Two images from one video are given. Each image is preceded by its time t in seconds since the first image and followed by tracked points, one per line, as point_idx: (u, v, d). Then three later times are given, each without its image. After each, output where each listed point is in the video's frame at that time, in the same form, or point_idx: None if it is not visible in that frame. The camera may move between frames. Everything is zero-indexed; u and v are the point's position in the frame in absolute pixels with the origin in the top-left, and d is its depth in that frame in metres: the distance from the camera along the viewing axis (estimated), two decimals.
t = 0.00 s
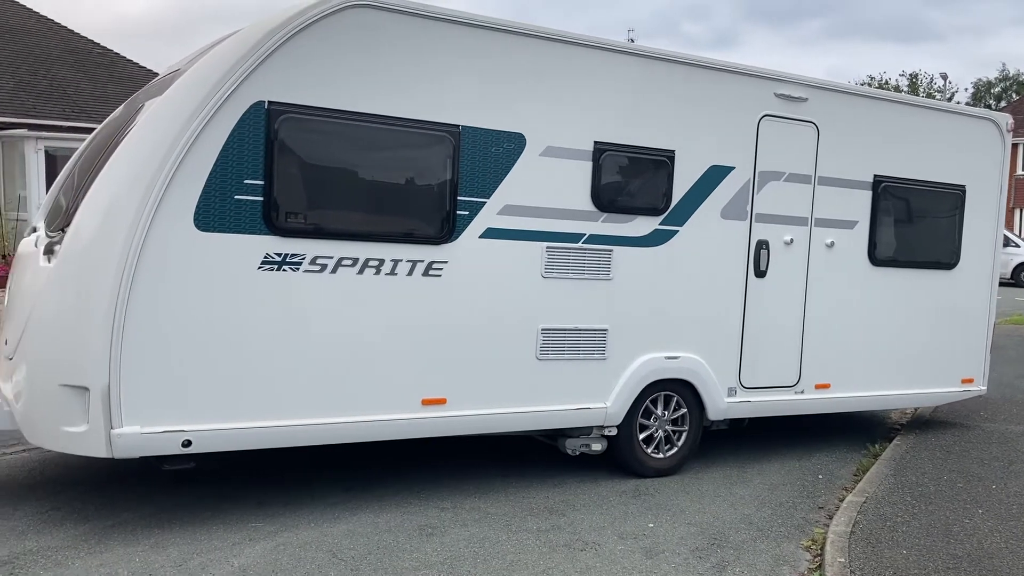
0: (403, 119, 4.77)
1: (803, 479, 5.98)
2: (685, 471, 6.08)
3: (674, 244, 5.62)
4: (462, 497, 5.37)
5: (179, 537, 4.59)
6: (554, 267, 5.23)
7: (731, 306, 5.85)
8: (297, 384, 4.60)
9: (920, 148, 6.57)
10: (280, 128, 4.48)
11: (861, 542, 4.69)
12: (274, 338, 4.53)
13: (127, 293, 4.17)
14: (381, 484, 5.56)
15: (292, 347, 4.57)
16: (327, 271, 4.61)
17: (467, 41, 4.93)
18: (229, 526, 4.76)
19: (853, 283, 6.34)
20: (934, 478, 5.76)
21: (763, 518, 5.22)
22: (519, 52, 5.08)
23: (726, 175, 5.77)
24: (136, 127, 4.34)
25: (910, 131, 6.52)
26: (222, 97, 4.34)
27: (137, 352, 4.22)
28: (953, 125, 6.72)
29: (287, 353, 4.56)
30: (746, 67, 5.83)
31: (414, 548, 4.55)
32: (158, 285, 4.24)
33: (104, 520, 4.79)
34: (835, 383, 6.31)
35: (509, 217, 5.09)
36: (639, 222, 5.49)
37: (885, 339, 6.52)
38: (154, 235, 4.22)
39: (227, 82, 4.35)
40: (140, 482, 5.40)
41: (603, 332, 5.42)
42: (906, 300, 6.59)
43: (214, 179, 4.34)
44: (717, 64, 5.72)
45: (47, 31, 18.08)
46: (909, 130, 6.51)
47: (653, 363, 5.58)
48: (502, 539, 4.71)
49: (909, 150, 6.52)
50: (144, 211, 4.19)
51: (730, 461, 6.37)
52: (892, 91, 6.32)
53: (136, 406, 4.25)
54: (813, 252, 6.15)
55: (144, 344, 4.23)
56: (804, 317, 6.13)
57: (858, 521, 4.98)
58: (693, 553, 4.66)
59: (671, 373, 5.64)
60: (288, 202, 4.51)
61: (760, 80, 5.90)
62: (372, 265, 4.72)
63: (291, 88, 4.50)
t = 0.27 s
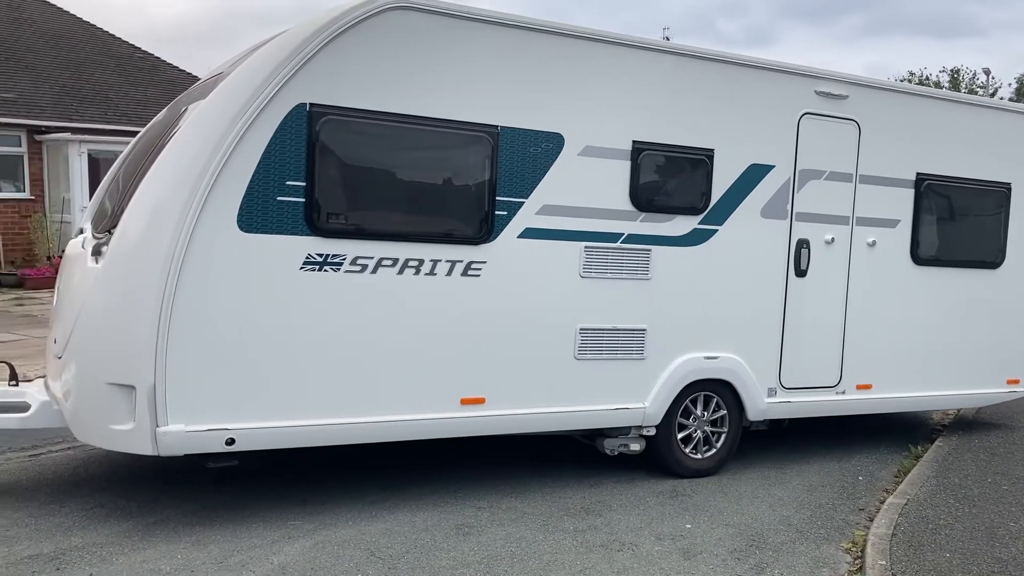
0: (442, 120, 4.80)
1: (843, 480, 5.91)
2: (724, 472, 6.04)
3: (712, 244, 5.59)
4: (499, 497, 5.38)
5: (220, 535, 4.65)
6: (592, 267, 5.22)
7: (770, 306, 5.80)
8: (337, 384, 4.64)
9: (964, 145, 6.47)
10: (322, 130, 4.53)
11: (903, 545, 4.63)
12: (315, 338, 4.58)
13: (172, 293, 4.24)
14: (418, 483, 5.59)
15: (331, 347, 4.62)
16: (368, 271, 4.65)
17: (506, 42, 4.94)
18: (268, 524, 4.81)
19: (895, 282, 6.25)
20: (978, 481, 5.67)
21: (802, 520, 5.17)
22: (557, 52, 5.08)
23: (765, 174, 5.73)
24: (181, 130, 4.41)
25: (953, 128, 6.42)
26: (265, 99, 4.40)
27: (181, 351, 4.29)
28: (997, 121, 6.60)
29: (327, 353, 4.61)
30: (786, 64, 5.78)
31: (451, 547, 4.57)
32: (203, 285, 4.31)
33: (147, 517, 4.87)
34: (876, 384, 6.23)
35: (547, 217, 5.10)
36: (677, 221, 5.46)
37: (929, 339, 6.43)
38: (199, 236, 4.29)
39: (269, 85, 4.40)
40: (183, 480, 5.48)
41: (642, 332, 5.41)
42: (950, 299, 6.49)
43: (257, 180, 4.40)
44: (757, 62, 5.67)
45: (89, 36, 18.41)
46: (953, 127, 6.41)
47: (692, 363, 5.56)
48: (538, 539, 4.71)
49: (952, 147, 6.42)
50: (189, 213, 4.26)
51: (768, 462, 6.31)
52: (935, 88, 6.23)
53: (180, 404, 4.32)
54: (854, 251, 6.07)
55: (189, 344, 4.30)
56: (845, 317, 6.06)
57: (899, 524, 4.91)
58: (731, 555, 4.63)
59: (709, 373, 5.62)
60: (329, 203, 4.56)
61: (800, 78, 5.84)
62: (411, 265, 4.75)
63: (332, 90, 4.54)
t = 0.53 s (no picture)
0: (481, 120, 4.81)
1: (891, 481, 5.80)
2: (767, 472, 5.97)
3: (754, 242, 5.52)
4: (541, 496, 5.38)
5: (264, 532, 4.71)
6: (632, 266, 5.19)
7: (815, 304, 5.71)
8: (379, 383, 4.68)
9: (1014, 140, 6.32)
10: (362, 132, 4.56)
11: (953, 548, 4.53)
12: (356, 337, 4.61)
13: (217, 294, 4.30)
14: (459, 482, 5.61)
15: (374, 346, 4.65)
16: (408, 271, 4.68)
17: (544, 41, 4.93)
18: (313, 521, 4.87)
19: (943, 280, 6.12)
20: None
21: (848, 521, 5.08)
22: (596, 50, 5.05)
23: (808, 171, 5.64)
24: (224, 133, 4.47)
25: (1002, 122, 6.27)
26: (306, 101, 4.44)
27: (226, 351, 4.35)
28: None
29: (368, 353, 4.64)
30: (829, 59, 5.68)
31: (493, 546, 4.57)
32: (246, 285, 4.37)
33: (195, 514, 4.95)
34: (924, 384, 6.11)
35: (587, 216, 5.08)
36: (719, 219, 5.41)
37: (978, 338, 6.28)
38: (242, 238, 4.35)
39: (310, 87, 4.45)
40: (228, 477, 5.57)
41: (683, 331, 5.36)
42: (1000, 297, 6.34)
43: (299, 182, 4.45)
44: (799, 57, 5.59)
45: (135, 41, 18.78)
46: (1002, 121, 6.26)
47: (734, 363, 5.49)
48: (580, 539, 4.70)
49: (1002, 141, 6.27)
50: (232, 214, 4.32)
51: (812, 463, 6.22)
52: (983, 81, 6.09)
53: (225, 403, 4.38)
54: (900, 248, 5.96)
55: (233, 344, 4.36)
56: (891, 316, 5.95)
57: (950, 526, 4.81)
58: (776, 556, 4.57)
59: (752, 373, 5.55)
60: (370, 204, 4.60)
61: (844, 72, 5.74)
62: (451, 265, 4.77)
63: (372, 92, 4.58)
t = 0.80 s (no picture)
0: (525, 117, 4.80)
1: (945, 482, 5.67)
2: (816, 472, 5.87)
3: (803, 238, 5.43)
4: (586, 495, 5.36)
5: (312, 528, 4.77)
6: (678, 264, 5.15)
7: (866, 301, 5.60)
8: (424, 380, 4.70)
9: None
10: (407, 131, 4.59)
11: (1011, 551, 4.40)
12: (401, 336, 4.64)
13: (265, 292, 4.36)
14: (504, 480, 5.61)
15: (419, 344, 4.68)
16: (453, 269, 4.70)
17: (588, 38, 4.90)
18: (360, 518, 4.91)
19: (999, 276, 5.96)
20: None
21: (901, 522, 4.97)
22: (640, 46, 5.01)
23: (859, 165, 5.53)
24: (272, 133, 4.53)
25: None
26: (352, 101, 4.48)
27: (274, 349, 4.41)
28: None
29: (414, 351, 4.67)
30: (880, 51, 5.57)
31: (539, 544, 4.57)
32: (294, 284, 4.42)
33: (245, 510, 5.03)
34: (979, 383, 5.95)
35: (632, 213, 5.04)
36: (767, 216, 5.33)
37: None
38: (290, 237, 4.40)
39: (356, 87, 4.48)
40: (277, 474, 5.65)
41: (730, 328, 5.29)
42: None
43: (345, 181, 4.49)
44: (848, 50, 5.48)
45: (184, 44, 19.13)
46: None
47: (782, 361, 5.41)
48: (626, 538, 4.67)
49: None
50: (279, 214, 4.37)
51: (863, 462, 6.10)
52: None
53: (273, 400, 4.44)
54: (954, 244, 5.82)
55: (281, 341, 4.42)
56: (945, 313, 5.81)
57: (1007, 529, 4.68)
58: (826, 557, 4.49)
59: (800, 371, 5.46)
60: (415, 202, 4.62)
61: (895, 65, 5.62)
62: (495, 262, 4.77)
63: (417, 91, 4.60)
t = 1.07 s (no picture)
0: (567, 114, 4.78)
1: (1000, 482, 5.52)
2: (866, 471, 5.76)
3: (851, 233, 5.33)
4: (630, 494, 5.32)
5: (358, 524, 4.82)
6: (723, 261, 5.09)
7: (917, 297, 5.47)
8: (467, 378, 4.71)
9: None
10: (449, 130, 4.61)
11: None
12: (444, 334, 4.66)
13: (310, 291, 4.42)
14: (548, 478, 5.61)
15: (462, 342, 4.69)
16: (495, 267, 4.70)
17: (630, 33, 4.86)
18: (405, 515, 4.95)
19: None
20: None
21: (954, 523, 4.86)
22: (683, 41, 4.96)
23: (908, 159, 5.41)
24: (316, 134, 4.58)
25: None
26: (394, 100, 4.51)
27: (319, 347, 4.47)
28: None
29: (456, 350, 4.68)
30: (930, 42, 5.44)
31: (583, 542, 4.56)
32: (338, 282, 4.47)
33: (292, 506, 5.10)
34: None
35: (676, 210, 5.00)
36: (813, 211, 5.24)
37: None
38: (334, 236, 4.44)
39: (398, 86, 4.51)
40: (323, 471, 5.72)
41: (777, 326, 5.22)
42: None
43: (388, 181, 4.53)
44: (897, 41, 5.36)
45: (231, 46, 19.45)
46: None
47: (831, 358, 5.32)
48: (672, 537, 4.63)
49: None
50: (324, 213, 4.42)
51: (915, 462, 5.97)
52: None
53: (319, 398, 4.50)
54: (1009, 238, 5.66)
55: (326, 340, 4.47)
56: (1000, 309, 5.66)
57: None
58: (876, 558, 4.40)
59: (849, 368, 5.36)
60: (457, 201, 4.64)
61: (946, 55, 5.49)
62: (537, 260, 4.77)
63: (458, 90, 4.61)
